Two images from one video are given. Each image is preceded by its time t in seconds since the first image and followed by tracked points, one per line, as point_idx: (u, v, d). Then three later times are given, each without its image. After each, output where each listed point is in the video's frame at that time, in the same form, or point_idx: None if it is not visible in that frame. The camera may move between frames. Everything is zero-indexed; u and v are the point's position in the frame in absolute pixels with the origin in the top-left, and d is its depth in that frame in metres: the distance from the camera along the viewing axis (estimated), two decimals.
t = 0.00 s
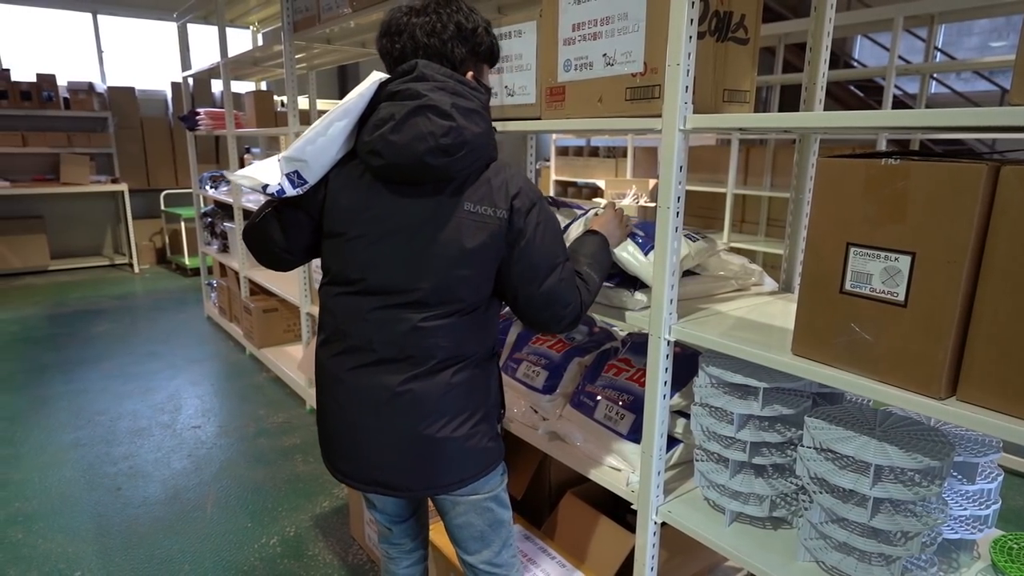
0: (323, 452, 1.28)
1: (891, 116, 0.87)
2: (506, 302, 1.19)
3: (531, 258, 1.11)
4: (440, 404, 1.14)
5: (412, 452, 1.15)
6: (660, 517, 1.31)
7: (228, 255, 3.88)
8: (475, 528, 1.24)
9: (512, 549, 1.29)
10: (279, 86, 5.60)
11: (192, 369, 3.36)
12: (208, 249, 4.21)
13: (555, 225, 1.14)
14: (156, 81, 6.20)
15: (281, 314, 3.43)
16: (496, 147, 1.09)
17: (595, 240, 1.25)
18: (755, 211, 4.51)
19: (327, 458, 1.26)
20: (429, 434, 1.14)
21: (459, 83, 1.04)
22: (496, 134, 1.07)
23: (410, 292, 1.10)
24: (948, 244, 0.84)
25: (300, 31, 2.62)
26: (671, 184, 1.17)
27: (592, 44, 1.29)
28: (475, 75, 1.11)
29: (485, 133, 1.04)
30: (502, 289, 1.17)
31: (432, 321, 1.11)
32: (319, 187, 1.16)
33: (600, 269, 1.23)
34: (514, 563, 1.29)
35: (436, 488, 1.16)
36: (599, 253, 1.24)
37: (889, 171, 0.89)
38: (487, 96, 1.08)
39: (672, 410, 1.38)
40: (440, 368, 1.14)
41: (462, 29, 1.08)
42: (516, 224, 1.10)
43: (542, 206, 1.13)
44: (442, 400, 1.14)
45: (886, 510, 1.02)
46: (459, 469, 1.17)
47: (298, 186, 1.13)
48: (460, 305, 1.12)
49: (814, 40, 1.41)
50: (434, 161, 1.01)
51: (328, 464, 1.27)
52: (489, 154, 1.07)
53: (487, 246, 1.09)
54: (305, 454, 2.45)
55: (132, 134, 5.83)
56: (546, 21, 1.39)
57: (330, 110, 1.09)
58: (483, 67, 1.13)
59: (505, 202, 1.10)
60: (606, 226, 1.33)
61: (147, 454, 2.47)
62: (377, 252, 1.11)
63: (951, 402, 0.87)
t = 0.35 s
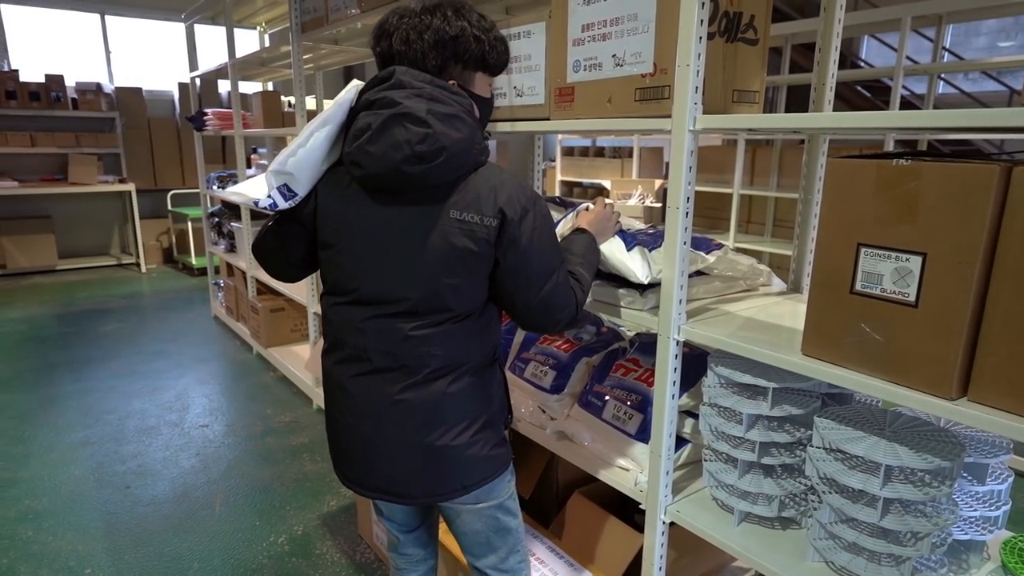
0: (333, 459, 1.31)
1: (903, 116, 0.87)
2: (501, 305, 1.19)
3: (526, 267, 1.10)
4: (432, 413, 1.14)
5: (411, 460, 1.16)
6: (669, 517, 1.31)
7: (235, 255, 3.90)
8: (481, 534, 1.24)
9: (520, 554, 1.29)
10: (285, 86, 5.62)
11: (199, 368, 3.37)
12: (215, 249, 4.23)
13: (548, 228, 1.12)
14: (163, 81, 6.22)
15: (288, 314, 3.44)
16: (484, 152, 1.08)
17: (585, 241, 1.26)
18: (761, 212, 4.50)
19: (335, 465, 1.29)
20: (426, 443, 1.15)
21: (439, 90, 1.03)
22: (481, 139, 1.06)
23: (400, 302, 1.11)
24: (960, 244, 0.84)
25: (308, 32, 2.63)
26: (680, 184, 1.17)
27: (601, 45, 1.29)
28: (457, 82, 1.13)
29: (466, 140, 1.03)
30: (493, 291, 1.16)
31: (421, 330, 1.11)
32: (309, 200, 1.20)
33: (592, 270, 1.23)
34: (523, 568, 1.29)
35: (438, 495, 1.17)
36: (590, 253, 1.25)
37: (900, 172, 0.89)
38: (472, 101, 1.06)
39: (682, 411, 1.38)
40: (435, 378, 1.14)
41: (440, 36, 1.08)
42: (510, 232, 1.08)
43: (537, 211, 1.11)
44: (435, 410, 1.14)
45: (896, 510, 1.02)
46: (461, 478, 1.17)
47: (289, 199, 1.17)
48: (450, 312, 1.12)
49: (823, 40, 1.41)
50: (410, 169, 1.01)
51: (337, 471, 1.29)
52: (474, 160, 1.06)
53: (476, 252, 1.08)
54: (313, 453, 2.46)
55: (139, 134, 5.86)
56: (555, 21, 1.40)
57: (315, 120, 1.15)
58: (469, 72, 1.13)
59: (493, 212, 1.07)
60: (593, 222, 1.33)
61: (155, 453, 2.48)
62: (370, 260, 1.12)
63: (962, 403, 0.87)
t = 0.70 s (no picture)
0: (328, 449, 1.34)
1: (919, 117, 0.88)
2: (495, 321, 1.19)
3: (527, 284, 1.09)
4: (414, 421, 1.14)
5: (385, 466, 1.17)
6: (681, 516, 1.31)
7: (244, 255, 3.92)
8: (445, 552, 1.23)
9: None
10: (293, 87, 5.64)
11: (208, 367, 3.39)
12: (223, 248, 4.25)
13: (549, 243, 1.11)
14: (172, 82, 6.26)
15: (297, 313, 3.46)
16: (489, 160, 1.07)
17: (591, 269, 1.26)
18: (769, 213, 4.50)
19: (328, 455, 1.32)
20: (401, 451, 1.15)
21: (448, 94, 1.03)
22: (485, 146, 1.05)
23: (390, 306, 1.11)
24: (977, 244, 0.84)
25: (319, 32, 2.64)
26: (695, 183, 1.18)
27: (615, 45, 1.30)
28: (475, 85, 1.12)
29: (470, 147, 1.03)
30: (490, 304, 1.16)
31: (408, 338, 1.11)
32: (313, 194, 1.22)
33: (593, 297, 1.24)
34: None
35: (400, 505, 1.17)
36: (594, 280, 1.26)
37: (917, 172, 0.89)
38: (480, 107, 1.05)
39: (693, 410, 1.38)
40: (420, 387, 1.14)
41: (461, 39, 1.07)
42: (506, 247, 1.07)
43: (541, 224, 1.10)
44: (418, 419, 1.14)
45: (911, 510, 1.02)
46: (424, 495, 1.16)
47: (291, 191, 1.20)
48: (439, 322, 1.11)
49: (836, 41, 1.41)
50: (407, 174, 1.02)
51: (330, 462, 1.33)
52: (477, 168, 1.06)
53: (470, 265, 1.07)
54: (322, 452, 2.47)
55: (147, 134, 5.89)
56: (569, 21, 1.40)
57: (320, 114, 1.17)
58: (488, 75, 1.12)
59: (491, 225, 1.06)
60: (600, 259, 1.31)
61: (166, 451, 2.49)
62: (366, 267, 1.12)
63: (981, 403, 0.87)
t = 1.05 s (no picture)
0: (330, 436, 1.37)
1: (933, 117, 0.88)
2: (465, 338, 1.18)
3: (487, 300, 1.09)
4: (398, 411, 1.16)
5: (375, 450, 1.18)
6: (692, 514, 1.32)
7: (252, 254, 3.93)
8: (437, 526, 1.23)
9: (477, 552, 1.28)
10: (300, 87, 5.66)
11: (217, 366, 3.41)
12: (231, 248, 4.27)
13: (518, 266, 1.10)
14: (180, 82, 6.29)
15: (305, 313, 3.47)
16: (469, 185, 1.08)
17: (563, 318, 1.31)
18: (776, 213, 4.49)
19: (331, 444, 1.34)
20: (389, 436, 1.17)
21: (431, 124, 1.04)
22: (466, 174, 1.07)
23: (373, 312, 1.13)
24: (992, 243, 0.84)
25: (328, 33, 2.66)
26: (707, 185, 1.18)
27: (628, 45, 1.30)
28: (462, 109, 1.14)
29: (449, 176, 1.04)
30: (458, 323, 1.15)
31: (388, 345, 1.13)
32: (308, 201, 1.27)
33: (555, 337, 1.27)
34: (477, 566, 1.27)
35: (395, 482, 1.19)
36: (561, 321, 1.30)
37: (931, 171, 0.90)
38: (462, 137, 1.07)
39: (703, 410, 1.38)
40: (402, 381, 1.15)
41: (449, 66, 1.08)
42: (474, 270, 1.07)
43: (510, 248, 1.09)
44: (400, 408, 1.16)
45: (924, 509, 1.02)
46: (413, 467, 1.17)
47: (288, 198, 1.27)
48: (415, 333, 1.12)
49: (848, 41, 1.41)
50: (390, 201, 1.05)
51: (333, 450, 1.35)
52: (459, 193, 1.07)
53: (440, 280, 1.08)
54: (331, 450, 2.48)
55: (156, 135, 5.93)
56: (581, 22, 1.41)
57: (311, 134, 1.17)
58: (476, 99, 1.14)
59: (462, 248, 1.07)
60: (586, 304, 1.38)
61: (177, 449, 2.51)
62: (353, 274, 1.15)
63: (994, 401, 0.87)
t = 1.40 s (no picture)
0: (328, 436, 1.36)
1: (944, 117, 0.87)
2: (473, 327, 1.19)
3: (498, 290, 1.09)
4: (397, 407, 1.15)
5: (373, 449, 1.18)
6: (701, 514, 1.32)
7: (259, 254, 3.95)
8: (438, 525, 1.24)
9: (480, 549, 1.27)
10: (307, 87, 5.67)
11: (224, 365, 3.42)
12: (238, 247, 4.28)
13: (525, 256, 1.11)
14: (187, 83, 6.32)
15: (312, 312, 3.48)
16: (470, 180, 1.09)
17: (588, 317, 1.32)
18: (783, 213, 4.48)
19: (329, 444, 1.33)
20: (387, 435, 1.16)
21: (433, 119, 1.05)
22: (467, 167, 1.07)
23: (373, 307, 1.13)
24: (1006, 242, 0.84)
25: (336, 33, 2.67)
26: (717, 184, 1.18)
27: (637, 45, 1.30)
28: (462, 108, 1.14)
29: (452, 169, 1.05)
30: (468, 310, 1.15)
31: (389, 338, 1.13)
32: (310, 202, 1.26)
33: (584, 328, 1.30)
34: (480, 563, 1.27)
35: (392, 482, 1.18)
36: (586, 317, 1.33)
37: (944, 171, 0.89)
38: (463, 132, 1.08)
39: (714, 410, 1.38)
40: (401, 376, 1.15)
41: (452, 66, 1.09)
42: (481, 261, 1.08)
43: (514, 239, 1.10)
44: (397, 407, 1.15)
45: (935, 510, 1.01)
46: (411, 469, 1.17)
47: (290, 199, 1.25)
48: (415, 324, 1.12)
49: (858, 40, 1.41)
50: (394, 194, 1.04)
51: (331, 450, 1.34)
52: (460, 186, 1.08)
53: (443, 275, 1.09)
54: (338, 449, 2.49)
55: (163, 135, 5.95)
56: (590, 22, 1.41)
57: (317, 131, 1.20)
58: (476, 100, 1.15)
59: (465, 242, 1.07)
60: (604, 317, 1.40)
61: (185, 447, 2.52)
62: (353, 271, 1.15)
63: (1007, 401, 0.87)
